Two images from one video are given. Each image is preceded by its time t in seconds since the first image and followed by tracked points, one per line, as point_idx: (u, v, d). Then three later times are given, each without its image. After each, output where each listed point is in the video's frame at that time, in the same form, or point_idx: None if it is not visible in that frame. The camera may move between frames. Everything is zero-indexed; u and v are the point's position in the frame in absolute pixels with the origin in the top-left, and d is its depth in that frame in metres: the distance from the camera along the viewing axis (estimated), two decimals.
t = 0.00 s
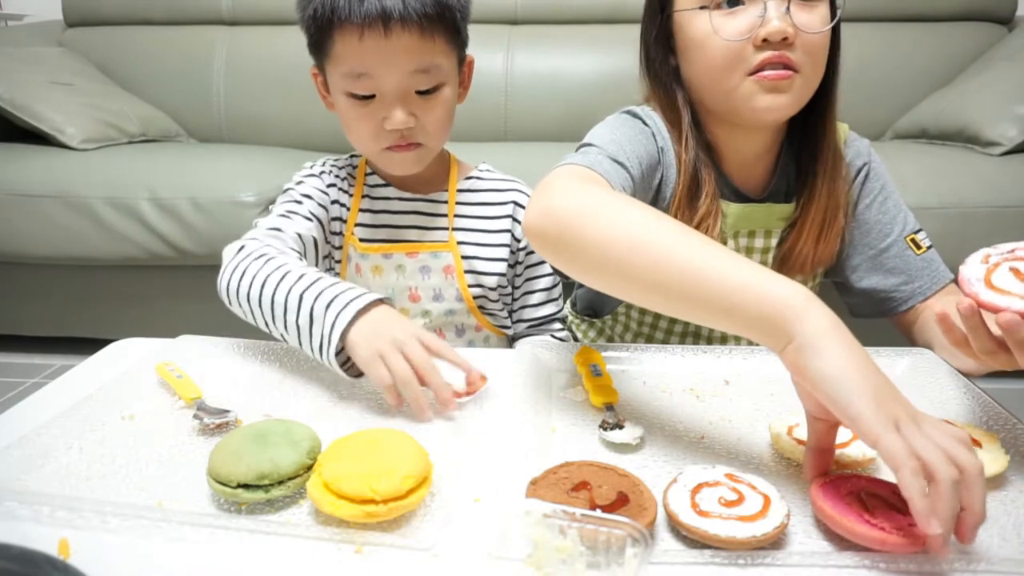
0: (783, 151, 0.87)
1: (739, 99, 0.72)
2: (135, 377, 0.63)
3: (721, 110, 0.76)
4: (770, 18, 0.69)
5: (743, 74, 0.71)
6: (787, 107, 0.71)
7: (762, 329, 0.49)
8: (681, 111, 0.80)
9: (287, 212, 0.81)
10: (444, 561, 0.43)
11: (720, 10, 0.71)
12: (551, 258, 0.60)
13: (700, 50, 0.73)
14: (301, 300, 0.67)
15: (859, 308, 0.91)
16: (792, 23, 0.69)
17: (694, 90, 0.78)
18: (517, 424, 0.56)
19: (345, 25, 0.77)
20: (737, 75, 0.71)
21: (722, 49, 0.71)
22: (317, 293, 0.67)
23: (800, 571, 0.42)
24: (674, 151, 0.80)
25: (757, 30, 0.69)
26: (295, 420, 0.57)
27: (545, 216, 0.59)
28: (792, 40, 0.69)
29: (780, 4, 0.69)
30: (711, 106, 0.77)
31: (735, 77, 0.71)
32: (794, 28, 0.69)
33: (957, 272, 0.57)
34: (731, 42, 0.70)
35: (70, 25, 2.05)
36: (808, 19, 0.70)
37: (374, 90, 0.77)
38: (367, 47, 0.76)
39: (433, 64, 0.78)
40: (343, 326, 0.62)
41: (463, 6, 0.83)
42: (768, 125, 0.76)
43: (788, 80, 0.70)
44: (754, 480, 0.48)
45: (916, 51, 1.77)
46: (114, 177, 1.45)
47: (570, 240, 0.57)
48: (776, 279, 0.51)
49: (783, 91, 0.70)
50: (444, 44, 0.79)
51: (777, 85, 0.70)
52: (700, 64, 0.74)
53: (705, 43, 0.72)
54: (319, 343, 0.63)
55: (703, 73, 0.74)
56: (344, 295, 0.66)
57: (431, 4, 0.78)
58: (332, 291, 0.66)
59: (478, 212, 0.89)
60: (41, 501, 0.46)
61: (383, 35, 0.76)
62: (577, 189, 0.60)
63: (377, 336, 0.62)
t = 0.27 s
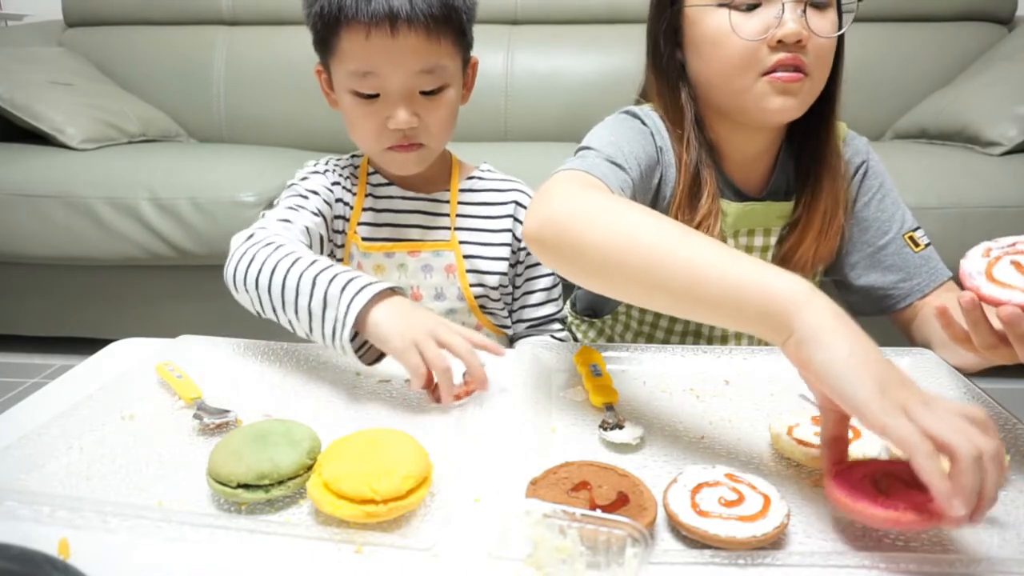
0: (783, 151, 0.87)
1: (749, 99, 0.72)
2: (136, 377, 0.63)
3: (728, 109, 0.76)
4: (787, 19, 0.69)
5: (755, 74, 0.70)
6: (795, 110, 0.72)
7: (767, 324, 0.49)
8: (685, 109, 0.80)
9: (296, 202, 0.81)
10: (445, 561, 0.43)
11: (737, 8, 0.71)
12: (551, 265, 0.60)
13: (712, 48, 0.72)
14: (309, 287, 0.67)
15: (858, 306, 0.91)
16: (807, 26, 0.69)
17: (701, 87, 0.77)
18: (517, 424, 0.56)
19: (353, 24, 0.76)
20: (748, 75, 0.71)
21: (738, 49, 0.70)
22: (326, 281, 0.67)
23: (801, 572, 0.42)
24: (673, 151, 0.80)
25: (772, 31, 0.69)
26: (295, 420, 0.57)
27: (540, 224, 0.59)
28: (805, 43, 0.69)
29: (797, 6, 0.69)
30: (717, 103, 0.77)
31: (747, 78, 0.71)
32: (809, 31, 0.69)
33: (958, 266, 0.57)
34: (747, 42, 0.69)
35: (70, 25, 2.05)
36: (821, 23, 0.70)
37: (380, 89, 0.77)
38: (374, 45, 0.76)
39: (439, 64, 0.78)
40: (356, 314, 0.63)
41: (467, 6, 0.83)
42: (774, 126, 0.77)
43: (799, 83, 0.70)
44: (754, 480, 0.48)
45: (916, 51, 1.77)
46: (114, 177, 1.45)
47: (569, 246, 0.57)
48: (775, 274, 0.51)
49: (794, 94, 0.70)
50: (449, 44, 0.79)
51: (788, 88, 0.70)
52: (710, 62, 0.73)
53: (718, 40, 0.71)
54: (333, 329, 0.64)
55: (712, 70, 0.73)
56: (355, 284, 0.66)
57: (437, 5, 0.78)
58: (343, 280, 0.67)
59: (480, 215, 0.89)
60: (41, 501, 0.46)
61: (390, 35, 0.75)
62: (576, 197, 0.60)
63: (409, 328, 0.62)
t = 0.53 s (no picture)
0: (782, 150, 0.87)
1: (754, 99, 0.72)
2: (136, 377, 0.63)
3: (731, 107, 0.76)
4: (794, 21, 0.69)
5: (761, 74, 0.70)
6: (798, 112, 0.72)
7: (749, 295, 0.47)
8: (688, 105, 0.80)
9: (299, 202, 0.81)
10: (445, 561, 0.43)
11: (746, 7, 0.70)
12: (550, 278, 0.61)
13: (719, 46, 0.72)
14: (304, 288, 0.66)
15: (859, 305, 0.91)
16: (814, 29, 0.69)
17: (705, 84, 0.77)
18: (518, 424, 0.56)
19: (358, 20, 0.76)
20: (754, 75, 0.70)
21: (746, 48, 0.70)
22: (320, 285, 0.66)
23: (801, 572, 0.42)
24: (670, 148, 0.80)
25: (780, 32, 0.69)
26: (295, 420, 0.57)
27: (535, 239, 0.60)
28: (812, 45, 0.69)
29: (805, 8, 0.69)
30: (720, 101, 0.77)
31: (753, 78, 0.71)
32: (816, 34, 0.69)
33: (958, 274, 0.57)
34: (755, 42, 0.69)
35: (70, 25, 2.05)
36: (828, 27, 0.71)
37: (383, 86, 0.77)
38: (379, 43, 0.76)
39: (441, 61, 0.78)
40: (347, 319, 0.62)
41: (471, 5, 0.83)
42: (777, 125, 0.77)
43: (804, 85, 0.70)
44: (754, 480, 0.48)
45: (916, 51, 1.77)
46: (115, 177, 1.45)
47: (563, 254, 0.58)
48: (747, 240, 0.48)
49: (798, 95, 0.70)
50: (452, 44, 0.79)
51: (793, 89, 0.70)
52: (716, 59, 0.73)
53: (726, 39, 0.71)
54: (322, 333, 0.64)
55: (718, 68, 0.73)
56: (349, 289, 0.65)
57: (441, 5, 0.78)
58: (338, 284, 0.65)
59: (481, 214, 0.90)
60: (42, 501, 0.46)
61: (395, 33, 0.75)
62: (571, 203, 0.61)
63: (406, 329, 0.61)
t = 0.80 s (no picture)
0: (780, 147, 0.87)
1: (753, 97, 0.72)
2: (136, 377, 0.63)
3: (729, 104, 0.75)
4: (795, 21, 0.69)
5: (761, 72, 0.70)
6: (796, 112, 0.72)
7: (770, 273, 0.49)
8: (689, 100, 0.80)
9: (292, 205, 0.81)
10: (445, 560, 0.43)
11: (749, 6, 0.70)
12: (565, 297, 0.62)
13: (720, 43, 0.72)
14: (264, 312, 0.65)
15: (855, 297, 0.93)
16: (815, 29, 0.69)
17: (705, 80, 0.77)
18: (519, 424, 0.56)
19: (359, 17, 0.76)
20: (753, 73, 0.70)
21: (747, 45, 0.70)
22: (277, 309, 0.64)
23: (801, 572, 0.42)
24: (667, 144, 0.81)
25: (781, 31, 0.69)
26: (296, 420, 0.57)
27: (547, 258, 0.62)
28: (813, 45, 0.69)
29: (807, 8, 0.69)
30: (719, 98, 0.76)
31: (753, 76, 0.71)
32: (817, 34, 0.69)
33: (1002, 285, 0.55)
34: (756, 40, 0.69)
35: (70, 25, 2.05)
36: (829, 28, 0.71)
37: (381, 82, 0.77)
38: (378, 39, 0.76)
39: (440, 60, 0.78)
40: (296, 344, 0.61)
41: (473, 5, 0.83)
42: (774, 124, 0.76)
43: (803, 85, 0.70)
44: (754, 480, 0.48)
45: (916, 51, 1.77)
46: (114, 177, 1.45)
47: (572, 267, 0.60)
48: (736, 220, 0.52)
49: (797, 95, 0.70)
50: (452, 43, 0.79)
51: (792, 89, 0.70)
52: (717, 55, 0.73)
53: (728, 36, 0.71)
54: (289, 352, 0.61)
55: (719, 65, 0.73)
56: (303, 313, 0.63)
57: (443, 4, 0.78)
58: (294, 307, 0.64)
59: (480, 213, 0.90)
60: (42, 501, 0.46)
61: (396, 31, 0.75)
62: (572, 216, 0.64)
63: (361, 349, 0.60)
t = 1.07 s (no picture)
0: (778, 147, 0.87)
1: (754, 95, 0.72)
2: (136, 377, 0.63)
3: (730, 101, 0.75)
4: (798, 21, 0.69)
5: (761, 70, 0.70)
6: (796, 110, 0.72)
7: (793, 269, 0.52)
8: (690, 97, 0.80)
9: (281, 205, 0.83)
10: (445, 561, 0.43)
11: (752, 4, 0.70)
12: (576, 297, 0.63)
13: (722, 39, 0.72)
14: (246, 296, 0.69)
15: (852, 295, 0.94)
16: (817, 29, 0.69)
17: (706, 77, 0.77)
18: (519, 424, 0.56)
19: (362, 11, 0.76)
20: (754, 70, 0.70)
21: (749, 40, 0.70)
22: (258, 288, 0.68)
23: (801, 572, 0.42)
24: (666, 140, 0.81)
25: (783, 30, 0.69)
26: (296, 420, 0.57)
27: (556, 262, 0.63)
28: (814, 45, 0.69)
29: (809, 8, 0.69)
30: (720, 95, 0.76)
31: (753, 74, 0.71)
32: (819, 34, 0.69)
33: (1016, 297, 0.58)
34: (758, 38, 0.69)
35: (70, 25, 2.05)
36: (831, 29, 0.71)
37: (380, 76, 0.77)
38: (378, 33, 0.76)
39: (439, 56, 0.78)
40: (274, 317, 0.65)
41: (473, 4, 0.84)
42: (773, 122, 0.77)
43: (803, 84, 0.70)
44: (754, 480, 0.48)
45: (916, 51, 1.77)
46: (114, 177, 1.45)
47: (582, 270, 0.61)
48: (755, 220, 0.54)
49: (797, 94, 0.70)
50: (450, 42, 0.79)
51: (792, 87, 0.70)
52: (719, 52, 0.73)
53: (730, 31, 0.71)
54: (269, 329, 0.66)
55: (721, 61, 0.73)
56: (279, 286, 0.67)
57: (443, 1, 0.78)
58: (271, 284, 0.68)
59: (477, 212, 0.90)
60: (42, 500, 0.46)
61: (399, 26, 0.76)
62: (575, 217, 0.65)
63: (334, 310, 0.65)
